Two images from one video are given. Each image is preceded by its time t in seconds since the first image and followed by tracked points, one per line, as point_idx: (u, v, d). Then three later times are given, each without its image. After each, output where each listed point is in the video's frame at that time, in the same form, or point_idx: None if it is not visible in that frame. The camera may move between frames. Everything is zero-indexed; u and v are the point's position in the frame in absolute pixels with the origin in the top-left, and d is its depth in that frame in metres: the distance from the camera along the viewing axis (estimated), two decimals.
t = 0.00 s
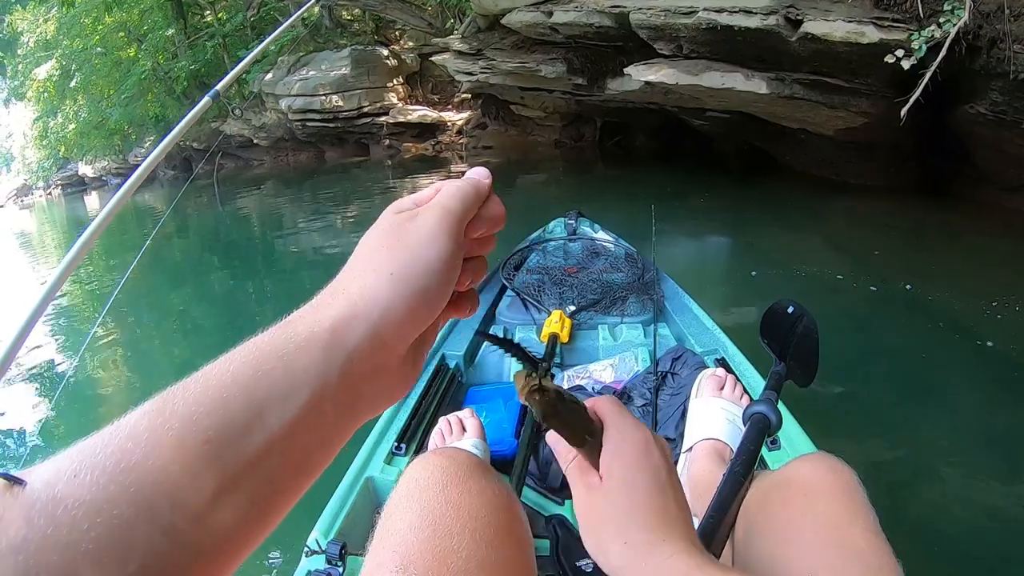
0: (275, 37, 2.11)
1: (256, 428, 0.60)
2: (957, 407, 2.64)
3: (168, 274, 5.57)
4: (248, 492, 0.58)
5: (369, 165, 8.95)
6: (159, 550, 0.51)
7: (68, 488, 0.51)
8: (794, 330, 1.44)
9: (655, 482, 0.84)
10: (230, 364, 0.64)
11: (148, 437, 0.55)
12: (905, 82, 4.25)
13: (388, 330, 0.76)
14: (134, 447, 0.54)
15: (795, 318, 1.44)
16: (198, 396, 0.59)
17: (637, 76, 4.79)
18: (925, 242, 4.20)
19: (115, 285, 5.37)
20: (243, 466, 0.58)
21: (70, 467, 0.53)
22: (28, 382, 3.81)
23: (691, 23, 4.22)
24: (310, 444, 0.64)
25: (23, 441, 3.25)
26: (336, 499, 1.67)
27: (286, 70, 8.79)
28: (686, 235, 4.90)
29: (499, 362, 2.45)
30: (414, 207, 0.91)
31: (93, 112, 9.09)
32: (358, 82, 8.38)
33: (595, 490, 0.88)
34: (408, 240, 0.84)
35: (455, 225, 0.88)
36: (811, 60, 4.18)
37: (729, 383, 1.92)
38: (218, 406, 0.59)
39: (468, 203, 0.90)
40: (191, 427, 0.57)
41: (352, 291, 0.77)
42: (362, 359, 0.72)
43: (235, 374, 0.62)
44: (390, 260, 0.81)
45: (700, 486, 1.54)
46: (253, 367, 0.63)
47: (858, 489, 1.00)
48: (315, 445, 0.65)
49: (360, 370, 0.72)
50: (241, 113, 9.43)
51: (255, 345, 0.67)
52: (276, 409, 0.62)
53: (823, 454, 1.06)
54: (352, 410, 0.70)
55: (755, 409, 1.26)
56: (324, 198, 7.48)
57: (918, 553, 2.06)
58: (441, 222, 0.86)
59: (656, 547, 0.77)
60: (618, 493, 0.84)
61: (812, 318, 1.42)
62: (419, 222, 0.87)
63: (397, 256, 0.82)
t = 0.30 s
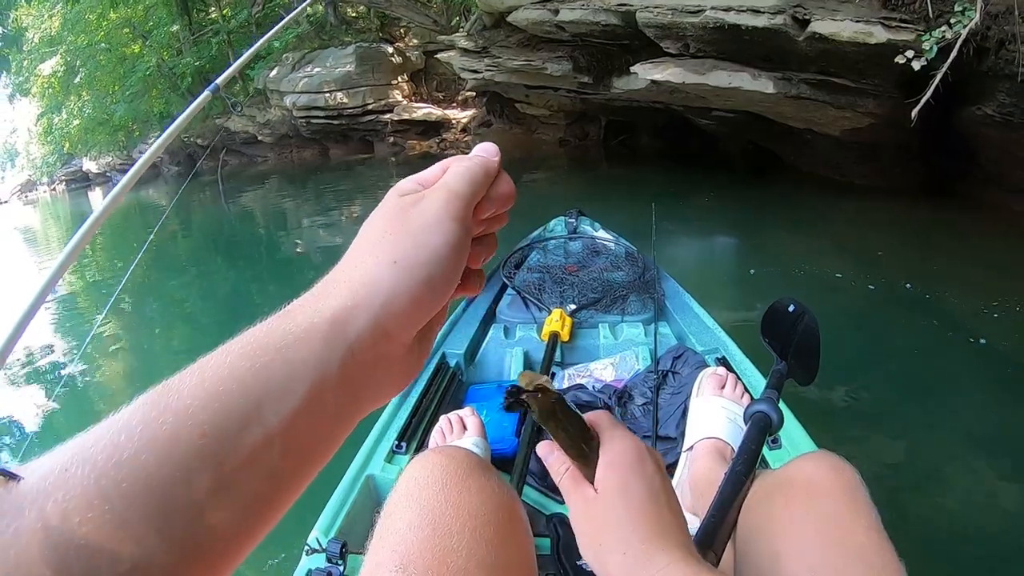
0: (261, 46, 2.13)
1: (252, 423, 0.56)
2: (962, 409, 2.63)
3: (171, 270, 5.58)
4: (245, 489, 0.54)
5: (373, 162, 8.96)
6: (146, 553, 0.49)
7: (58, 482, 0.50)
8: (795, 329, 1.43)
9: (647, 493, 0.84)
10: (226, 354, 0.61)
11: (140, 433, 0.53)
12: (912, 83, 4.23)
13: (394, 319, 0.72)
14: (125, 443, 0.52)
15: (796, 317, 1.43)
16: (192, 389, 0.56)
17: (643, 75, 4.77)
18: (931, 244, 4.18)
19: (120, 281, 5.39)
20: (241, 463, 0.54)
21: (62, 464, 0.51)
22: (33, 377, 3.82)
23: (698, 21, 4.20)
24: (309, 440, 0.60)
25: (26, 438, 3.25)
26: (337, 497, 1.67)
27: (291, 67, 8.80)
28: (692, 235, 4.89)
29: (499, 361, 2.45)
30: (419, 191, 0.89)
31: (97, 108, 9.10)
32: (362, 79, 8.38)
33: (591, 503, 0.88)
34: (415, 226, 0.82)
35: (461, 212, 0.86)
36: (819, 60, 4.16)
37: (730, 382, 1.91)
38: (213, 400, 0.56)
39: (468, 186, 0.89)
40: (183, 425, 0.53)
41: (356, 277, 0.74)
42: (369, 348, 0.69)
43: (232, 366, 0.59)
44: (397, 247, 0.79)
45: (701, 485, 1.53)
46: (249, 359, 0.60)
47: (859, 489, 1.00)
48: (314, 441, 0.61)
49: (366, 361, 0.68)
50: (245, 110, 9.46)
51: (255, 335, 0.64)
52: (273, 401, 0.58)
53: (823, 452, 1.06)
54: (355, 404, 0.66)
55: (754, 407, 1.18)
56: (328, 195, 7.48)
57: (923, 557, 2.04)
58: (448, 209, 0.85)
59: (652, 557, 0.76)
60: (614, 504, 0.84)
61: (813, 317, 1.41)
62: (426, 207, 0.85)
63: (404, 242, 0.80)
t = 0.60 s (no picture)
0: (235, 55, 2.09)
1: (243, 405, 0.53)
2: (969, 410, 2.61)
3: (175, 266, 5.61)
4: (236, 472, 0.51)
5: (377, 160, 8.97)
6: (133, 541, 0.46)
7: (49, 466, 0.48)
8: (795, 327, 1.42)
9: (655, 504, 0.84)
10: (215, 334, 0.58)
11: (130, 415, 0.50)
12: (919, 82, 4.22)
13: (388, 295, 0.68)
14: (112, 426, 0.49)
15: (796, 315, 1.43)
16: (179, 369, 0.53)
17: (650, 72, 4.76)
18: (938, 244, 4.15)
19: (124, 277, 5.41)
20: (232, 445, 0.52)
21: (52, 447, 0.49)
22: (36, 374, 3.82)
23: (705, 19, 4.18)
24: (303, 421, 0.57)
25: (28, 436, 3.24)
26: (335, 494, 1.67)
27: (295, 64, 8.83)
28: (696, 234, 4.86)
29: (499, 358, 2.44)
30: (408, 165, 0.81)
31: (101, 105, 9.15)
32: (367, 76, 8.35)
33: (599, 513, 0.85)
34: (403, 192, 0.74)
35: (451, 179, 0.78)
36: (826, 59, 4.13)
37: (730, 380, 1.90)
38: (202, 379, 0.53)
39: (460, 156, 0.81)
40: (170, 408, 0.51)
41: (345, 251, 0.69)
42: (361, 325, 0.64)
43: (222, 343, 0.56)
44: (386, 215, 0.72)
45: (700, 483, 1.52)
46: (237, 338, 0.56)
47: (859, 486, 1.00)
48: (309, 422, 0.58)
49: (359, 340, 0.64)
50: (250, 107, 9.50)
51: (245, 313, 0.60)
52: (261, 382, 0.55)
53: (823, 451, 1.06)
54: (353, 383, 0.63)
55: (754, 405, 1.18)
56: (332, 192, 7.49)
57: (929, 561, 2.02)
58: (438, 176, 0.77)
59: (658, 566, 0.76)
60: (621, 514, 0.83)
61: (813, 315, 1.41)
62: (414, 180, 0.77)
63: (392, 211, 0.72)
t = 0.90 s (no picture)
0: (244, 56, 2.11)
1: (250, 417, 0.53)
2: (974, 410, 2.59)
3: (179, 264, 5.63)
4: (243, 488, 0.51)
5: (380, 157, 8.97)
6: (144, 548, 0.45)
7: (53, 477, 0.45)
8: (794, 326, 1.42)
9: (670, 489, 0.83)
10: (218, 354, 0.57)
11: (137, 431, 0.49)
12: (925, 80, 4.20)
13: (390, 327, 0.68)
14: (119, 436, 0.48)
15: (795, 314, 1.43)
16: (189, 384, 0.53)
17: (654, 70, 4.74)
18: (943, 243, 4.12)
19: (128, 275, 5.40)
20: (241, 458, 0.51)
21: (51, 459, 0.47)
22: (41, 372, 3.83)
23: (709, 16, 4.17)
24: (306, 437, 0.57)
25: (31, 436, 3.24)
26: (332, 492, 1.66)
27: (299, 62, 8.84)
28: (700, 232, 4.84)
29: (497, 356, 2.44)
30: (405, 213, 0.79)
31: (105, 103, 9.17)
32: (371, 74, 8.32)
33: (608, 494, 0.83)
34: (395, 239, 0.73)
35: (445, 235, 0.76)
36: (831, 56, 4.11)
37: (728, 379, 1.90)
38: (209, 395, 0.52)
39: (459, 212, 0.79)
40: (179, 420, 0.50)
41: (339, 285, 0.68)
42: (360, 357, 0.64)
43: (227, 359, 0.56)
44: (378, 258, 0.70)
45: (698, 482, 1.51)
46: (243, 355, 0.56)
47: (857, 485, 0.99)
48: (311, 437, 0.58)
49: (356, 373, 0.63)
50: (253, 105, 9.51)
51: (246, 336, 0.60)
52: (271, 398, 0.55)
53: (820, 448, 1.05)
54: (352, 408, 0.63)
55: (753, 404, 1.16)
56: (335, 190, 7.48)
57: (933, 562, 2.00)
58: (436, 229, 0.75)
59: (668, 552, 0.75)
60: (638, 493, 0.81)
61: (812, 314, 1.41)
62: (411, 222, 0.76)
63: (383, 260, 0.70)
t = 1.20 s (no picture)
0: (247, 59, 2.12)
1: (248, 441, 0.52)
2: (978, 410, 2.58)
3: (182, 264, 5.65)
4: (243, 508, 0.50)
5: (383, 157, 8.98)
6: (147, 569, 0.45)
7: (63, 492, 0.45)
8: (795, 326, 1.42)
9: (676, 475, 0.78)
10: (219, 376, 0.56)
11: (142, 454, 0.48)
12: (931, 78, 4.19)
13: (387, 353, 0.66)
14: (126, 457, 0.48)
15: (796, 315, 1.42)
16: (191, 406, 0.52)
17: (658, 69, 4.74)
18: (948, 242, 4.10)
19: (131, 276, 5.42)
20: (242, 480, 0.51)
21: (61, 476, 0.47)
22: (45, 373, 3.84)
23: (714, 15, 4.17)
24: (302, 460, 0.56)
25: (36, 438, 3.25)
26: (330, 493, 1.66)
27: (302, 62, 8.85)
28: (703, 231, 4.83)
29: (495, 356, 2.43)
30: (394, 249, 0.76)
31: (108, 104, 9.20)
32: (374, 74, 8.32)
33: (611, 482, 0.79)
34: (390, 280, 0.70)
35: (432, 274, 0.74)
36: (835, 55, 4.10)
37: (727, 379, 1.89)
38: (212, 418, 0.51)
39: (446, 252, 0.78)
40: (183, 441, 0.49)
41: (333, 313, 0.65)
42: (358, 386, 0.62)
43: (230, 382, 0.55)
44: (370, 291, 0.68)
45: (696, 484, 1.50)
46: (242, 382, 0.54)
47: (857, 489, 0.98)
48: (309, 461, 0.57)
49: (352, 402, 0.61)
50: (256, 105, 9.52)
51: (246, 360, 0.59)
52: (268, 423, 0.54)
53: (819, 451, 1.04)
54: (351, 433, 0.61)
55: (752, 405, 1.15)
56: (338, 190, 7.49)
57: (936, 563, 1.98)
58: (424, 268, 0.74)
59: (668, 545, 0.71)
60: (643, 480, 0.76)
61: (813, 315, 1.41)
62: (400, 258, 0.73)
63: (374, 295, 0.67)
